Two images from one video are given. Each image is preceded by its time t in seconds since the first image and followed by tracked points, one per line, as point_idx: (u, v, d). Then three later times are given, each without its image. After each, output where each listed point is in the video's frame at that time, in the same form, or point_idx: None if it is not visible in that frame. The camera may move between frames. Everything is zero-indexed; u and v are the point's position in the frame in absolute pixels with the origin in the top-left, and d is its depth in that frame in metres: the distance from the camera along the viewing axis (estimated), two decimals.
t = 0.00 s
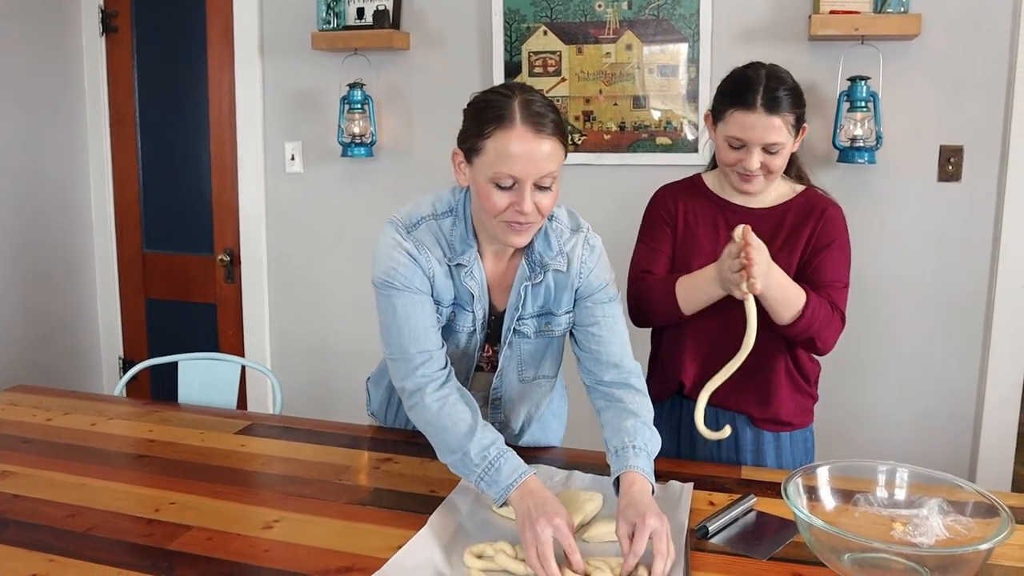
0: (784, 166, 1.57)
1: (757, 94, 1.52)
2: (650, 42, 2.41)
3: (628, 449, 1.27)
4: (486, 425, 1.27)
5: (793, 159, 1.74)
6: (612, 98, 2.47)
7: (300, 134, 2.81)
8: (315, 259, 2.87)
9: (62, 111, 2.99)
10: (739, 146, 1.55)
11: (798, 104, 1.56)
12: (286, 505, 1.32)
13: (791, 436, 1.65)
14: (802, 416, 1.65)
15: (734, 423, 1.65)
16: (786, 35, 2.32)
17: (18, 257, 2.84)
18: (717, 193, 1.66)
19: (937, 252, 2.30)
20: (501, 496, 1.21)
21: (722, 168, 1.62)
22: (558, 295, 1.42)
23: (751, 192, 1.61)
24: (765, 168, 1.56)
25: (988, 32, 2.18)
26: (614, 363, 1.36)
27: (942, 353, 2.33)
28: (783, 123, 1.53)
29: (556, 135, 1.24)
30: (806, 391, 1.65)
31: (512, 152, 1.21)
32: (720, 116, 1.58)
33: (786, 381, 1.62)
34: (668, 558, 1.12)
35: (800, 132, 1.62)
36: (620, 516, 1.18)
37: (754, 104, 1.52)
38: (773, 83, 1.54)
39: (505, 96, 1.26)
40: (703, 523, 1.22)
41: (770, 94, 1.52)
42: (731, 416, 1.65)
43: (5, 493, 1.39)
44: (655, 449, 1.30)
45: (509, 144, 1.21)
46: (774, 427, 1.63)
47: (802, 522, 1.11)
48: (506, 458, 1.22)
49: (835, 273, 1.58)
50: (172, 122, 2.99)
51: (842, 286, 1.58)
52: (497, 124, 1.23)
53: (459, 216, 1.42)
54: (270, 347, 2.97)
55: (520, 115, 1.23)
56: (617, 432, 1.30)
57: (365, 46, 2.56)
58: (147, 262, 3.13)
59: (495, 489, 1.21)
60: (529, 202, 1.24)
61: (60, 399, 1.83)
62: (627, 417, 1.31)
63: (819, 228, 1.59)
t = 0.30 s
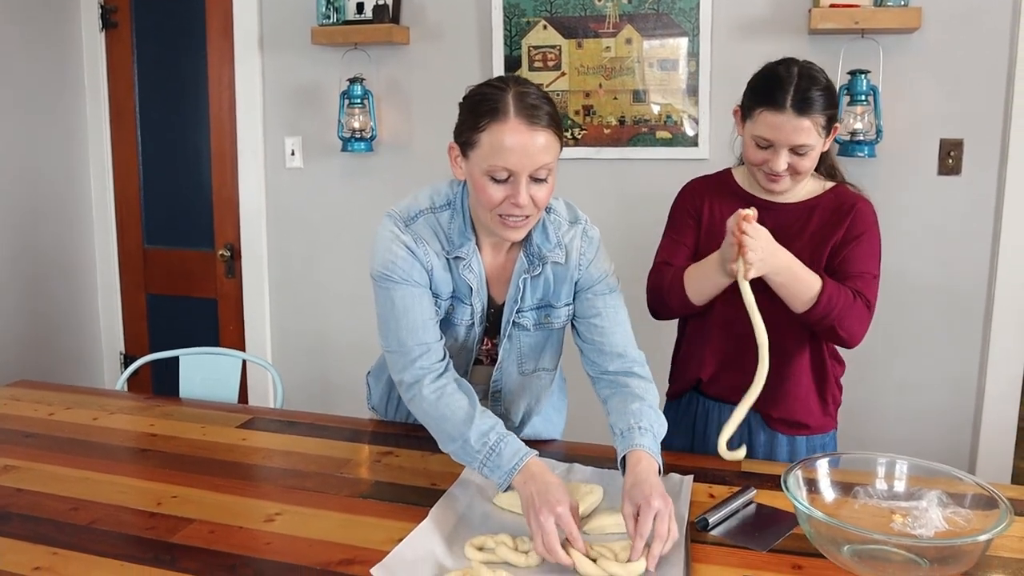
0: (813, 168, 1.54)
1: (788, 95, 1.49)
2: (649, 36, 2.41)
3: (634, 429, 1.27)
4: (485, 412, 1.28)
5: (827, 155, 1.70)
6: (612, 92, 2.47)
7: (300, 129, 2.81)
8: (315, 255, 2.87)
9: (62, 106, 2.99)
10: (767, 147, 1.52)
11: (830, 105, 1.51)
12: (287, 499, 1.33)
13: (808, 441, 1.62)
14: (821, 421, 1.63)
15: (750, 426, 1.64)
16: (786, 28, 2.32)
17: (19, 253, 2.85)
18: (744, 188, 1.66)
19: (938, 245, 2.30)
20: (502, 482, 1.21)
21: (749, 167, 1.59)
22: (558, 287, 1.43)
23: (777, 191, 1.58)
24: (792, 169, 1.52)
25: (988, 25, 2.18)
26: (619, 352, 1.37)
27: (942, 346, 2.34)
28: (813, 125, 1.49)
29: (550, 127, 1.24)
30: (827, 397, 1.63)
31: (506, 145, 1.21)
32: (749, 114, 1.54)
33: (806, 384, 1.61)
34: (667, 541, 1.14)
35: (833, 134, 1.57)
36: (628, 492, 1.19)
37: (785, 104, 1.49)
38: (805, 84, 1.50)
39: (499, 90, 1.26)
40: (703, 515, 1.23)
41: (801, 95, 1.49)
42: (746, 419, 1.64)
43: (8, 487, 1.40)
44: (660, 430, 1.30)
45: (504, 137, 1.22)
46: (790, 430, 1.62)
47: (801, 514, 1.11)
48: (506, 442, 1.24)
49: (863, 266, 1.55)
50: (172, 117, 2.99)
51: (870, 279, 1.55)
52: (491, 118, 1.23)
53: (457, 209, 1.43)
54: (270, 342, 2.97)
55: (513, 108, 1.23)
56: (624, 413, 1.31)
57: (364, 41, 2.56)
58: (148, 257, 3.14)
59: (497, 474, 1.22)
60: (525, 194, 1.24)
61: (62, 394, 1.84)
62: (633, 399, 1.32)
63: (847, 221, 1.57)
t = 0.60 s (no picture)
0: (827, 166, 1.54)
1: (804, 92, 1.48)
2: (649, 32, 2.41)
3: (636, 428, 1.27)
4: (485, 406, 1.29)
5: (847, 157, 1.68)
6: (611, 88, 2.47)
7: (300, 126, 2.81)
8: (315, 252, 2.87)
9: (61, 103, 3.00)
10: (781, 143, 1.51)
11: (847, 103, 1.50)
12: (287, 494, 1.33)
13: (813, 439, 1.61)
14: (829, 421, 1.61)
15: (755, 423, 1.63)
16: (785, 24, 2.32)
17: (20, 251, 2.85)
18: (758, 184, 1.64)
19: (937, 241, 2.30)
20: (504, 471, 1.22)
21: (763, 163, 1.59)
22: (555, 282, 1.43)
23: (791, 190, 1.58)
24: (806, 167, 1.52)
25: (987, 20, 2.18)
26: (618, 349, 1.37)
27: (942, 341, 2.34)
28: (829, 123, 1.48)
29: (544, 116, 1.25)
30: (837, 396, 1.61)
31: (500, 134, 1.21)
32: (765, 111, 1.53)
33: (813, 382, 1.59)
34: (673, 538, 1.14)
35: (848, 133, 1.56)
36: (630, 489, 1.19)
37: (800, 102, 1.48)
38: (821, 80, 1.49)
39: (492, 82, 1.26)
40: (702, 510, 1.23)
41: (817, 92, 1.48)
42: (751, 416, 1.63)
43: (9, 483, 1.40)
44: (661, 429, 1.31)
45: (498, 127, 1.22)
46: (798, 430, 1.59)
47: (800, 509, 1.12)
48: (508, 432, 1.25)
49: (875, 271, 1.53)
50: (172, 115, 2.99)
51: (881, 285, 1.53)
52: (485, 108, 1.24)
53: (454, 204, 1.43)
54: (271, 338, 2.98)
55: (507, 98, 1.23)
56: (625, 412, 1.31)
57: (363, 37, 2.56)
58: (148, 254, 3.14)
59: (498, 465, 1.23)
60: (520, 183, 1.24)
61: (62, 390, 1.84)
62: (633, 398, 1.32)
63: (862, 224, 1.55)
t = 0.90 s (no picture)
0: (833, 159, 1.53)
1: (813, 82, 1.48)
2: (648, 27, 2.40)
3: (631, 428, 1.27)
4: (466, 391, 1.29)
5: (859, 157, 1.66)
6: (611, 83, 2.46)
7: (299, 122, 2.81)
8: (315, 248, 2.87)
9: (61, 100, 2.99)
10: (787, 133, 1.51)
11: (855, 96, 1.50)
12: (287, 489, 1.33)
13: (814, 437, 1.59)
14: (829, 419, 1.60)
15: (755, 418, 1.62)
16: (785, 18, 2.31)
17: (20, 247, 2.85)
18: (767, 179, 1.63)
19: (938, 236, 2.29)
20: (486, 452, 1.23)
21: (769, 155, 1.58)
22: (552, 277, 1.42)
23: (797, 183, 1.57)
24: (812, 158, 1.52)
25: (988, 14, 2.17)
26: (616, 345, 1.37)
27: (942, 337, 2.34)
28: (835, 115, 1.48)
29: (539, 101, 1.25)
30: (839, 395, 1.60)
31: (493, 114, 1.22)
32: (773, 100, 1.54)
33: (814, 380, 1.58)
34: (665, 537, 1.13)
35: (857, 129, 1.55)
36: (626, 492, 1.19)
37: (808, 92, 1.48)
38: (830, 72, 1.49)
39: (488, 68, 1.28)
40: (702, 506, 1.23)
41: (825, 84, 1.48)
42: (752, 411, 1.62)
43: (9, 479, 1.40)
44: (659, 429, 1.30)
45: (491, 108, 1.23)
46: (796, 426, 1.58)
47: (800, 504, 1.11)
48: (489, 416, 1.25)
49: (879, 274, 1.53)
50: (172, 111, 2.99)
51: (884, 288, 1.53)
52: (479, 90, 1.25)
53: (453, 195, 1.43)
54: (270, 334, 2.98)
55: (501, 81, 1.24)
56: (621, 411, 1.31)
57: (363, 33, 2.56)
58: (148, 250, 3.14)
59: (480, 447, 1.23)
60: (514, 164, 1.24)
61: (62, 386, 1.84)
62: (630, 397, 1.32)
63: (867, 224, 1.54)
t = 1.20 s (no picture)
0: (832, 147, 1.52)
1: (812, 67, 1.49)
2: (648, 20, 2.39)
3: (629, 422, 1.27)
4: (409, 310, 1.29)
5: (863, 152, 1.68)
6: (610, 76, 2.46)
7: (298, 116, 2.80)
8: (314, 242, 2.87)
9: (60, 94, 2.99)
10: (785, 118, 1.51)
11: (853, 84, 1.50)
12: (287, 483, 1.33)
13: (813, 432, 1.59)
14: (829, 413, 1.60)
15: (753, 412, 1.62)
16: (785, 11, 2.30)
17: (20, 242, 2.85)
18: (768, 172, 1.63)
19: (938, 229, 2.29)
20: (429, 333, 1.21)
21: (768, 143, 1.58)
22: (549, 261, 1.44)
23: (796, 172, 1.56)
24: (810, 145, 1.51)
25: (989, 6, 2.17)
26: (612, 334, 1.36)
27: (942, 330, 2.34)
28: (833, 99, 1.48)
29: (539, 84, 1.25)
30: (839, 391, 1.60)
31: (497, 101, 1.22)
32: (774, 87, 1.54)
33: (813, 375, 1.58)
34: (661, 525, 1.13)
35: (856, 120, 1.55)
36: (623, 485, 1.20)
37: (808, 76, 1.49)
38: (830, 59, 1.49)
39: (487, 54, 1.27)
40: (702, 499, 1.22)
41: (824, 69, 1.48)
42: (750, 404, 1.63)
43: (9, 473, 1.40)
44: (655, 420, 1.30)
45: (495, 95, 1.22)
46: (795, 419, 1.59)
47: (799, 496, 1.11)
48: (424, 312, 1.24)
49: (880, 269, 1.53)
50: (171, 105, 2.99)
51: (885, 283, 1.53)
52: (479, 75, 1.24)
53: (450, 172, 1.46)
54: (270, 328, 2.98)
55: (502, 67, 1.24)
56: (618, 402, 1.30)
57: (362, 26, 2.55)
58: (147, 245, 3.14)
59: (423, 331, 1.22)
60: (519, 151, 1.24)
61: (62, 380, 1.84)
62: (626, 387, 1.32)
63: (868, 218, 1.54)
